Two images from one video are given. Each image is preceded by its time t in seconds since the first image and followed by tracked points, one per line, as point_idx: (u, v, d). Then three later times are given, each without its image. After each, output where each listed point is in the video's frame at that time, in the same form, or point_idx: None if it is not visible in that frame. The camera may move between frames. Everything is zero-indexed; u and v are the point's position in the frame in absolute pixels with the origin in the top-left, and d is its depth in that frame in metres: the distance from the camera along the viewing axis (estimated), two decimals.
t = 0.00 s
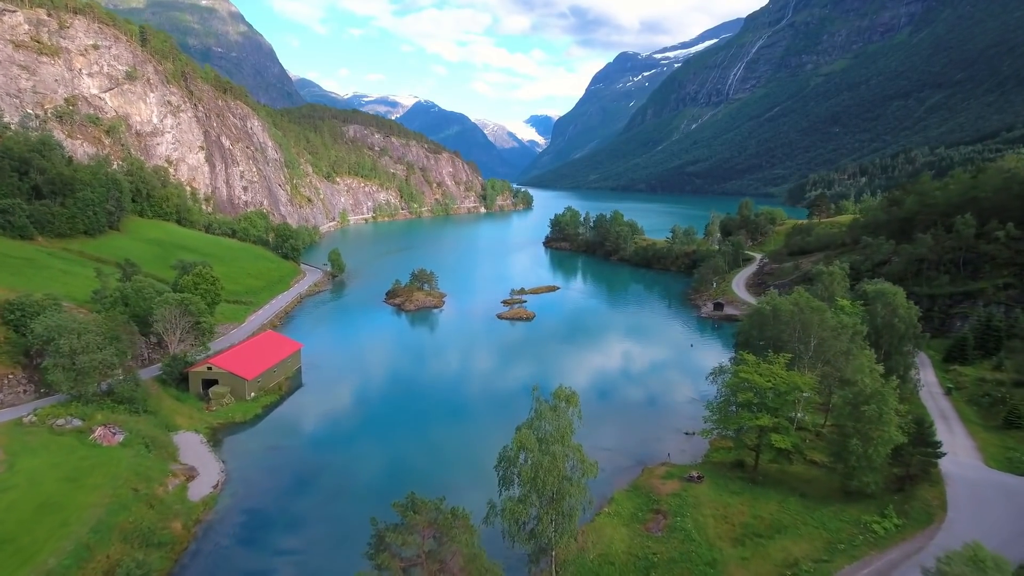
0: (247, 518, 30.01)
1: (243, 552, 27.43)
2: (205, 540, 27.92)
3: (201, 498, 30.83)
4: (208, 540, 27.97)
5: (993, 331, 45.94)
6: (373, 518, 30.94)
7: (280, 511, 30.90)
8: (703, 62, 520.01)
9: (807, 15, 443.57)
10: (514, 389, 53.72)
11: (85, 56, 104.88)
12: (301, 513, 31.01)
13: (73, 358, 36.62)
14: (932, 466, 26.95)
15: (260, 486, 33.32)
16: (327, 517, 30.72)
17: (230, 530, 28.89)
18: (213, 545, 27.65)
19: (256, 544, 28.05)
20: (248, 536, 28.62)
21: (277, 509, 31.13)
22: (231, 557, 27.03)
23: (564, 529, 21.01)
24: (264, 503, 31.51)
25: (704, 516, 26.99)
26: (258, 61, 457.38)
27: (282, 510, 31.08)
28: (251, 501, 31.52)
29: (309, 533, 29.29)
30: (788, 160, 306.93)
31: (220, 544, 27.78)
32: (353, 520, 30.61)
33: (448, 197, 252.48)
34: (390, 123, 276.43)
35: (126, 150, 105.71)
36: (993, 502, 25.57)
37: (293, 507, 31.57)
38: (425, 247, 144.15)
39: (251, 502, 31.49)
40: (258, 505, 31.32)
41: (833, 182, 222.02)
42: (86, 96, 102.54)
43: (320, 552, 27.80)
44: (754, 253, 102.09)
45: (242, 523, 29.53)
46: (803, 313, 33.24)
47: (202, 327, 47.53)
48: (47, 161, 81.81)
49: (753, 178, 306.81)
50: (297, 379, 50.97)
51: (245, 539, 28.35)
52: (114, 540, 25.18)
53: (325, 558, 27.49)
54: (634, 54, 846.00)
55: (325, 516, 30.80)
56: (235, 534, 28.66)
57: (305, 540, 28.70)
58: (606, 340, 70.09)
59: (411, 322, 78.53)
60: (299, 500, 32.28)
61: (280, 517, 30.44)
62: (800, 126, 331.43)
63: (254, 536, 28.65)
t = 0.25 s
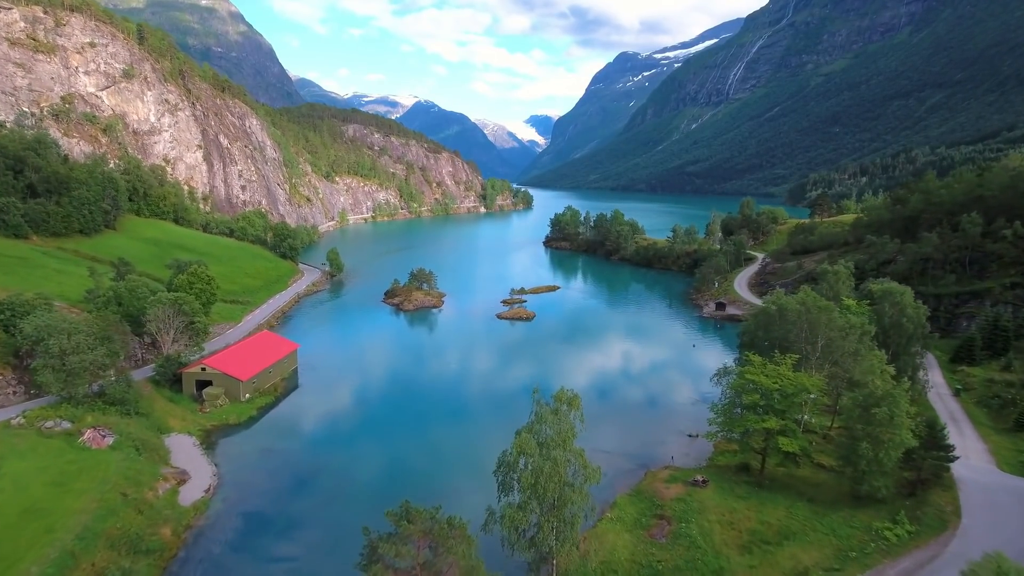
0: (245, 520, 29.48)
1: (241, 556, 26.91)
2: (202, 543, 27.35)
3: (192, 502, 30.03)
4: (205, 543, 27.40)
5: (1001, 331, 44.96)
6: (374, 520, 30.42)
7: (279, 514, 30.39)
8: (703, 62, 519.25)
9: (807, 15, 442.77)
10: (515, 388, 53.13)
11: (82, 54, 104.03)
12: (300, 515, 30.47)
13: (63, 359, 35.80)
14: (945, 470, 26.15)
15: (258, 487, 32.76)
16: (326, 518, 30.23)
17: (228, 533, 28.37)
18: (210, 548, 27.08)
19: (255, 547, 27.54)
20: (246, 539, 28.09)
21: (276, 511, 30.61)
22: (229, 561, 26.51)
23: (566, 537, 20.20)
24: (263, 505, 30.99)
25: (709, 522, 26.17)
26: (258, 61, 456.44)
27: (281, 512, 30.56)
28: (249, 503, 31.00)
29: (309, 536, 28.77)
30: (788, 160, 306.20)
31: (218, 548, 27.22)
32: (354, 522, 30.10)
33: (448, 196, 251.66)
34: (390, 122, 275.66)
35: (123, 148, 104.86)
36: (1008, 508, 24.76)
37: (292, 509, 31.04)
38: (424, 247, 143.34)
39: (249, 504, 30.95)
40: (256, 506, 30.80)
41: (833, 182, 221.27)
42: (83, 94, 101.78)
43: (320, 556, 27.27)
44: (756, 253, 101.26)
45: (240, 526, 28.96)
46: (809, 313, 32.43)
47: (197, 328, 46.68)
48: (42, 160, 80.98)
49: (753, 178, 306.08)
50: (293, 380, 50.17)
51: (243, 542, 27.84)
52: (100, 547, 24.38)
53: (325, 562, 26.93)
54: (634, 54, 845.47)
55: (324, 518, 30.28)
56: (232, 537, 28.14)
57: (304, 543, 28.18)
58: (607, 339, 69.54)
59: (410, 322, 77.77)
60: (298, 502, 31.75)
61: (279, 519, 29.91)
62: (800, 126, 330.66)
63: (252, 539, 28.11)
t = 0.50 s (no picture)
0: (242, 522, 28.94)
1: (238, 558, 26.33)
2: (197, 546, 26.78)
3: (181, 508, 29.12)
4: (200, 546, 26.82)
5: (1011, 332, 43.91)
6: (373, 522, 29.85)
7: (277, 515, 29.83)
8: (704, 62, 518.41)
9: (807, 15, 441.90)
10: (516, 387, 52.42)
11: (78, 51, 103.14)
12: (299, 516, 29.96)
13: (51, 360, 34.84)
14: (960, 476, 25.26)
15: (257, 489, 32.24)
16: (325, 519, 29.74)
17: (224, 535, 27.81)
18: (205, 551, 26.48)
19: (252, 549, 26.99)
20: (243, 541, 27.55)
21: (274, 512, 30.11)
22: (225, 564, 25.92)
23: (568, 548, 19.25)
24: (261, 507, 30.46)
25: (716, 529, 25.27)
26: (258, 61, 455.26)
27: (279, 514, 30.04)
28: (246, 505, 30.50)
29: (308, 538, 28.25)
30: (788, 160, 305.26)
31: (214, 551, 26.66)
32: (354, 524, 29.58)
33: (448, 196, 250.72)
34: (389, 121, 274.82)
35: (120, 147, 103.98)
36: None
37: (290, 510, 30.52)
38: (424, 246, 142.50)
39: (247, 506, 30.39)
40: (254, 508, 30.28)
41: (834, 182, 220.38)
42: (79, 92, 100.90)
43: (318, 559, 26.68)
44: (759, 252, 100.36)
45: (237, 528, 28.43)
46: (818, 313, 31.51)
47: (190, 328, 45.75)
48: (37, 158, 80.06)
49: (754, 178, 305.18)
50: (289, 381, 49.27)
51: (241, 544, 27.32)
52: (84, 555, 23.45)
53: (322, 564, 26.34)
54: (634, 55, 844.90)
55: (324, 519, 29.73)
56: (229, 539, 27.54)
57: (302, 544, 27.65)
58: (609, 338, 69.00)
59: (409, 321, 76.88)
60: (296, 503, 31.22)
61: (277, 521, 29.39)
62: (801, 126, 329.77)
63: (250, 542, 27.57)
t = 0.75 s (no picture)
0: (241, 523, 28.61)
1: (236, 559, 25.97)
2: (194, 547, 26.38)
3: (171, 514, 28.29)
4: (197, 547, 26.44)
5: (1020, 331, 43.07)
6: (374, 523, 29.54)
7: (276, 516, 29.49)
8: (704, 62, 517.72)
9: (808, 14, 441.19)
10: (516, 387, 51.94)
11: (75, 49, 102.34)
12: (298, 517, 29.63)
13: (40, 361, 33.99)
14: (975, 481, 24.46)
15: (256, 489, 31.89)
16: (326, 519, 29.54)
17: (223, 536, 27.45)
18: (202, 553, 26.07)
19: (251, 550, 26.64)
20: (241, 542, 27.19)
21: (273, 513, 29.75)
22: (222, 565, 25.56)
23: (570, 558, 18.40)
24: (260, 507, 30.13)
25: (723, 536, 24.46)
26: (258, 61, 454.18)
27: (279, 515, 29.70)
28: (245, 505, 30.16)
29: (308, 538, 27.96)
30: (789, 160, 304.40)
31: (212, 551, 26.37)
32: (354, 525, 29.25)
33: (447, 196, 249.91)
34: (389, 121, 274.02)
35: (117, 146, 103.16)
36: None
37: (289, 511, 30.20)
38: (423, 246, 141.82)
39: (246, 507, 30.04)
40: (253, 509, 29.94)
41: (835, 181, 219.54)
42: (75, 90, 100.10)
43: (317, 560, 26.33)
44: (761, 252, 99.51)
45: (236, 529, 28.08)
46: (826, 313, 30.68)
47: (184, 328, 44.92)
48: (32, 156, 79.21)
49: (754, 178, 304.41)
50: (285, 382, 48.46)
51: (240, 545, 26.97)
52: (68, 563, 22.65)
53: (321, 566, 26.04)
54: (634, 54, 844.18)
55: (324, 520, 29.47)
56: (227, 540, 27.20)
57: (302, 546, 27.30)
58: (610, 337, 68.59)
59: (408, 321, 76.10)
60: (296, 504, 30.89)
61: (277, 522, 29.06)
62: (801, 125, 328.98)
63: (248, 542, 27.22)
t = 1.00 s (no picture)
0: (239, 525, 28.32)
1: (233, 562, 25.67)
2: (190, 550, 26.07)
3: (159, 521, 27.36)
4: (194, 550, 26.08)
5: None
6: (373, 525, 29.23)
7: (274, 518, 29.20)
8: (704, 62, 516.88)
9: (808, 14, 440.18)
10: (516, 386, 51.38)
11: (71, 47, 101.44)
12: (296, 520, 29.31)
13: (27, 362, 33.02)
14: (993, 488, 23.48)
15: (255, 490, 31.60)
16: (326, 521, 29.29)
17: (220, 538, 27.18)
18: (198, 556, 25.72)
19: (248, 552, 26.34)
20: (239, 544, 26.88)
21: (273, 514, 29.55)
22: (219, 568, 25.24)
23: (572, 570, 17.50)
24: (258, 509, 29.84)
25: (731, 544, 23.55)
26: (258, 61, 453.16)
27: (277, 516, 29.41)
28: (244, 507, 29.88)
29: (306, 541, 27.66)
30: (789, 159, 303.52)
31: (210, 552, 26.12)
32: (353, 528, 28.94)
33: (447, 195, 249.04)
34: (388, 120, 273.04)
35: (113, 144, 102.29)
36: None
37: (288, 513, 29.88)
38: (423, 246, 140.90)
39: (244, 509, 29.75)
40: (251, 511, 29.63)
41: (836, 181, 218.68)
42: (71, 88, 99.16)
43: (315, 564, 26.02)
44: (762, 251, 98.63)
45: (234, 531, 27.79)
46: (835, 312, 29.71)
47: (176, 328, 43.96)
48: (26, 154, 78.27)
49: (754, 177, 303.63)
50: (281, 383, 47.47)
51: (237, 548, 26.67)
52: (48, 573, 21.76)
53: (319, 569, 25.74)
54: (634, 54, 843.34)
55: (323, 521, 29.26)
56: (225, 542, 26.91)
57: (300, 549, 26.96)
58: (611, 336, 68.04)
59: (407, 321, 75.19)
60: (294, 506, 30.60)
61: (275, 524, 28.75)
62: (801, 125, 328.14)
63: (246, 545, 26.92)
